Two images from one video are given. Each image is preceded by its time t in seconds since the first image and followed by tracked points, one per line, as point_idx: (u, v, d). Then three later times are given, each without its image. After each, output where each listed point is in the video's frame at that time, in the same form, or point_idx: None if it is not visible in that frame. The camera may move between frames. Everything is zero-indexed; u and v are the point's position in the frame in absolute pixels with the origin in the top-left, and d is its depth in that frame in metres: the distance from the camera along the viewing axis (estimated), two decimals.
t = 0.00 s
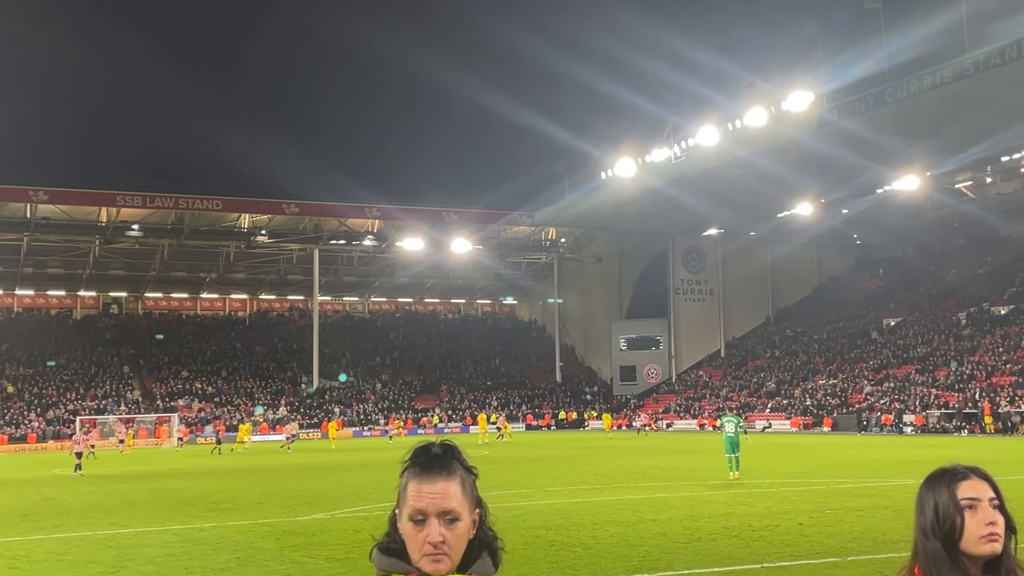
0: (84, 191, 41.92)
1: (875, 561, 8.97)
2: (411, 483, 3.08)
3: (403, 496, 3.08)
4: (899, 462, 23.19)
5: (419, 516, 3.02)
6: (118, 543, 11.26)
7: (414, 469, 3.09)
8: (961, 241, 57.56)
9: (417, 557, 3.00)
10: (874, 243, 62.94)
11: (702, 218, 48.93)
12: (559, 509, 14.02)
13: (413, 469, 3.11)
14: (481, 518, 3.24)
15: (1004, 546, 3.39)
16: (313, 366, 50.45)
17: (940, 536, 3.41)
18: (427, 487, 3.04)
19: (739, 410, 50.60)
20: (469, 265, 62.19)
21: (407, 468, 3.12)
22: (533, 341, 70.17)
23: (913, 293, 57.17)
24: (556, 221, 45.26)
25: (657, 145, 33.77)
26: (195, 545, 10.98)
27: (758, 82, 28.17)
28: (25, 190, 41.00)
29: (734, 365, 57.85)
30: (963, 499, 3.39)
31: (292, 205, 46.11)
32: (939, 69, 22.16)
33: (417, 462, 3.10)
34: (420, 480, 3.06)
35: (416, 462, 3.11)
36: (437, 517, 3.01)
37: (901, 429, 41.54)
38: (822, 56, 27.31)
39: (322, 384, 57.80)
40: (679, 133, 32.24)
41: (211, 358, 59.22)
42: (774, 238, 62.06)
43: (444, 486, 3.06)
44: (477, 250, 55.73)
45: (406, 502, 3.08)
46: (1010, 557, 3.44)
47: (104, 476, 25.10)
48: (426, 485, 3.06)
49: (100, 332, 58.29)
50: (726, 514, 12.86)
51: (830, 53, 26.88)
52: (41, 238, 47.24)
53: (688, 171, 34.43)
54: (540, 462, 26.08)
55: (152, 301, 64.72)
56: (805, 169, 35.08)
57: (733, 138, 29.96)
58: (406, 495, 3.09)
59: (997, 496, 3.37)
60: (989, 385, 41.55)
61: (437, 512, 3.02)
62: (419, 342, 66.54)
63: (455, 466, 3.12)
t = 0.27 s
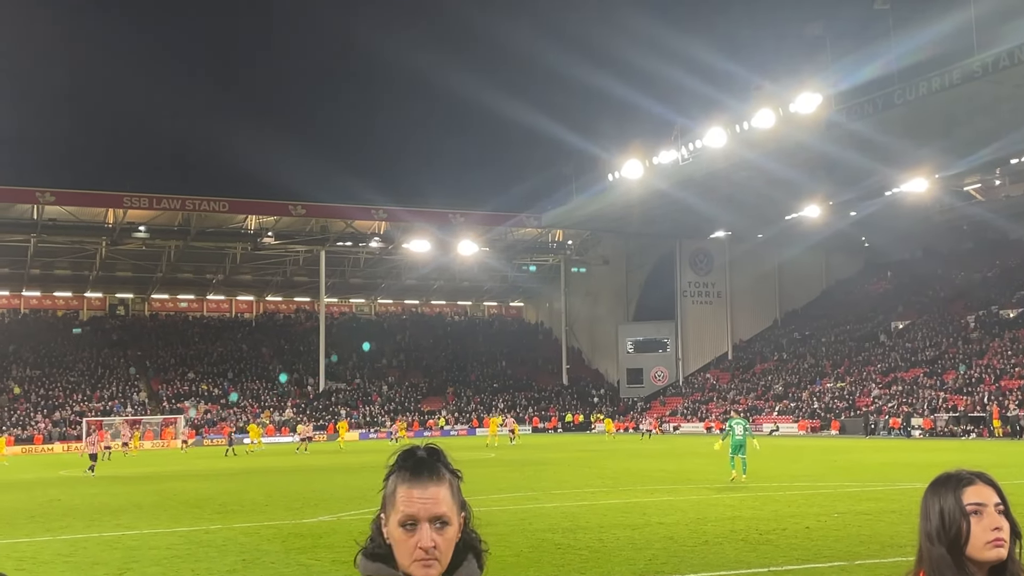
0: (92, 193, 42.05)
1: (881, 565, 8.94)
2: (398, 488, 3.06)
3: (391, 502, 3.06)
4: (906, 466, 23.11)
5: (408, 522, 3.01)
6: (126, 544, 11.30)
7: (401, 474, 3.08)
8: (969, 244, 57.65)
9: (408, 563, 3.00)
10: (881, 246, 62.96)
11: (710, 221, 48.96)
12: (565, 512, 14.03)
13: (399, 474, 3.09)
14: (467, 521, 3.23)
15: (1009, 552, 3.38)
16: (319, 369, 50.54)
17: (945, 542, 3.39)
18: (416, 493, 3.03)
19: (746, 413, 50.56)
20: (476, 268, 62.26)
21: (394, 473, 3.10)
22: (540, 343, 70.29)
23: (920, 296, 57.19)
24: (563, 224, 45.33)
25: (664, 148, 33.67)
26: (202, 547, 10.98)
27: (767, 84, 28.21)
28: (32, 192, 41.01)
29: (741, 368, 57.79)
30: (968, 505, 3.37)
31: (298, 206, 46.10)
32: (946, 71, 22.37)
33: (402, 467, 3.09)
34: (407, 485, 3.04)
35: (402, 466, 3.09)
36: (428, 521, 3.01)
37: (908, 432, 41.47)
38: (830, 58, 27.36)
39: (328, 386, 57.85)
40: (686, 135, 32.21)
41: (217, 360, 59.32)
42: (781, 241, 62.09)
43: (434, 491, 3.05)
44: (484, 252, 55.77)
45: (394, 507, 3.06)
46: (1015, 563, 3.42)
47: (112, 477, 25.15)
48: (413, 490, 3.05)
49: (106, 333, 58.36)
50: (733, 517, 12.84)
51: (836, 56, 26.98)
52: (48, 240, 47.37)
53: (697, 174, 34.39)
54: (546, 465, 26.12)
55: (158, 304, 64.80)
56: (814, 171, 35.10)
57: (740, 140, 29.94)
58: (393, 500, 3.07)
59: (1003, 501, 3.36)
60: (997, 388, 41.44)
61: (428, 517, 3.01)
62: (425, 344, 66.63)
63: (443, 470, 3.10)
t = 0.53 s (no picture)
0: (100, 195, 42.34)
1: (888, 570, 8.92)
2: (389, 491, 3.02)
3: (387, 503, 3.02)
4: (914, 471, 23.07)
5: (412, 521, 2.99)
6: (132, 546, 11.31)
7: (393, 475, 3.04)
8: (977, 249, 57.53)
9: (416, 562, 2.98)
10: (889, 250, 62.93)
11: (719, 224, 48.82)
12: (571, 515, 14.01)
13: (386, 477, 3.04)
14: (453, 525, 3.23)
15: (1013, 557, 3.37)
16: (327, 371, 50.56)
17: (949, 548, 3.38)
18: (419, 491, 3.01)
19: (753, 417, 50.40)
20: (483, 270, 62.22)
21: (382, 475, 3.04)
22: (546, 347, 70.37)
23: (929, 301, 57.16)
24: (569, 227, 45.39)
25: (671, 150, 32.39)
26: (207, 549, 10.98)
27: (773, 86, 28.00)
28: (39, 194, 41.03)
29: (748, 372, 57.57)
30: (973, 509, 3.36)
31: (305, 208, 46.40)
32: (954, 75, 22.26)
33: (390, 466, 3.05)
34: (402, 485, 3.01)
35: (391, 467, 3.05)
36: (438, 518, 2.99)
37: (916, 437, 41.42)
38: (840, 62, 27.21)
39: (335, 389, 57.85)
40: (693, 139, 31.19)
41: (224, 362, 59.41)
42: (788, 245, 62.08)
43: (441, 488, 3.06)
44: (491, 255, 55.67)
45: (391, 508, 3.02)
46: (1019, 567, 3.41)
47: (121, 480, 25.16)
48: (411, 489, 3.02)
49: (114, 335, 58.52)
50: (740, 521, 12.83)
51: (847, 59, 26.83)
52: (56, 241, 47.49)
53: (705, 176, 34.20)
54: (553, 468, 26.08)
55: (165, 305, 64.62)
56: (824, 175, 35.15)
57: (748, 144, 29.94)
58: (388, 500, 3.02)
59: (1007, 507, 3.35)
60: (1005, 393, 41.32)
61: (436, 513, 3.00)
62: (432, 347, 66.64)
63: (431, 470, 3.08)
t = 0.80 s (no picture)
0: (109, 197, 42.64)
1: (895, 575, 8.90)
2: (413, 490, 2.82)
3: (415, 504, 2.81)
4: (921, 475, 23.02)
5: (442, 520, 2.83)
6: (140, 548, 11.32)
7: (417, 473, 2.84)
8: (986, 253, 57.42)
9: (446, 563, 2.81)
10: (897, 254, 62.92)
11: (728, 228, 48.74)
12: (579, 519, 13.98)
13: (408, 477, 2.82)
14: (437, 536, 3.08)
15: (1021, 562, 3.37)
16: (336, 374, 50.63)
17: (956, 553, 3.36)
18: (447, 489, 2.87)
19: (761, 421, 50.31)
20: (491, 273, 62.25)
21: (405, 474, 2.83)
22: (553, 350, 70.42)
23: (937, 305, 57.00)
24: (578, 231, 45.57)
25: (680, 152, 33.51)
26: (215, 551, 11.01)
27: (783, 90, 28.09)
28: (49, 196, 41.16)
29: (756, 376, 57.41)
30: (981, 515, 3.35)
31: (314, 211, 46.61)
32: (962, 80, 22.87)
33: (411, 467, 2.86)
34: (425, 484, 2.84)
35: (408, 465, 2.85)
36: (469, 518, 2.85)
37: (924, 442, 41.35)
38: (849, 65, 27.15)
39: (343, 391, 57.87)
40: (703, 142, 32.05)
41: (232, 364, 59.54)
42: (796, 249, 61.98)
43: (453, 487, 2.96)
44: (500, 258, 55.64)
45: (420, 508, 2.82)
46: None
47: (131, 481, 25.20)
48: (438, 487, 2.86)
49: (123, 337, 58.73)
50: (748, 525, 12.79)
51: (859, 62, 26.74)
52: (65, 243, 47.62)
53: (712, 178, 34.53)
54: (560, 471, 26.09)
55: (174, 307, 64.50)
56: (833, 179, 35.24)
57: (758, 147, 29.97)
58: (414, 500, 2.82)
59: (1014, 513, 3.35)
60: (1013, 398, 41.22)
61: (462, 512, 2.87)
62: (440, 349, 66.65)
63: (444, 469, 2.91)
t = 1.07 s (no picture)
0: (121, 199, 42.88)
1: None
2: (436, 496, 2.81)
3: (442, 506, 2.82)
4: (933, 480, 22.93)
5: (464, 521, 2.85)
6: (151, 550, 11.34)
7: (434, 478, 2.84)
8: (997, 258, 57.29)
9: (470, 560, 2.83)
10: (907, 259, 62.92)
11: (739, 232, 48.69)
12: (589, 522, 13.97)
13: (430, 482, 2.82)
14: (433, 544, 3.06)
15: None
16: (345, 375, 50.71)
17: (971, 558, 3.35)
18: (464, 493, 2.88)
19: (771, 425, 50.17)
20: (500, 276, 62.29)
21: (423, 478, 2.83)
22: (562, 353, 70.52)
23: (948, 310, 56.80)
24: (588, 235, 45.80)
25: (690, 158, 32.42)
26: (224, 552, 11.04)
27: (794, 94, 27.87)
28: (61, 198, 41.59)
29: (766, 380, 57.29)
30: (996, 521, 3.33)
31: (324, 214, 46.89)
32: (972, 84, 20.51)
33: (432, 469, 2.86)
34: (449, 484, 2.85)
35: (430, 469, 2.86)
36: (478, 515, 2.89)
37: (935, 447, 41.20)
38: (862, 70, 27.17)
39: (353, 393, 57.87)
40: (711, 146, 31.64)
41: (242, 366, 59.63)
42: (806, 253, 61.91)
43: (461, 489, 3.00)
44: (509, 262, 55.67)
45: (450, 510, 2.82)
46: None
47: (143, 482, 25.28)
48: (459, 489, 2.90)
49: (134, 338, 58.93)
50: (757, 530, 12.75)
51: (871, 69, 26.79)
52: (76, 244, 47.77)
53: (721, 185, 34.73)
54: (570, 474, 26.05)
55: (185, 309, 64.95)
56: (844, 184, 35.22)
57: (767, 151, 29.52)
58: (445, 502, 2.83)
59: None
60: None
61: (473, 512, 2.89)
62: (450, 352, 66.69)
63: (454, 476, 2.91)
